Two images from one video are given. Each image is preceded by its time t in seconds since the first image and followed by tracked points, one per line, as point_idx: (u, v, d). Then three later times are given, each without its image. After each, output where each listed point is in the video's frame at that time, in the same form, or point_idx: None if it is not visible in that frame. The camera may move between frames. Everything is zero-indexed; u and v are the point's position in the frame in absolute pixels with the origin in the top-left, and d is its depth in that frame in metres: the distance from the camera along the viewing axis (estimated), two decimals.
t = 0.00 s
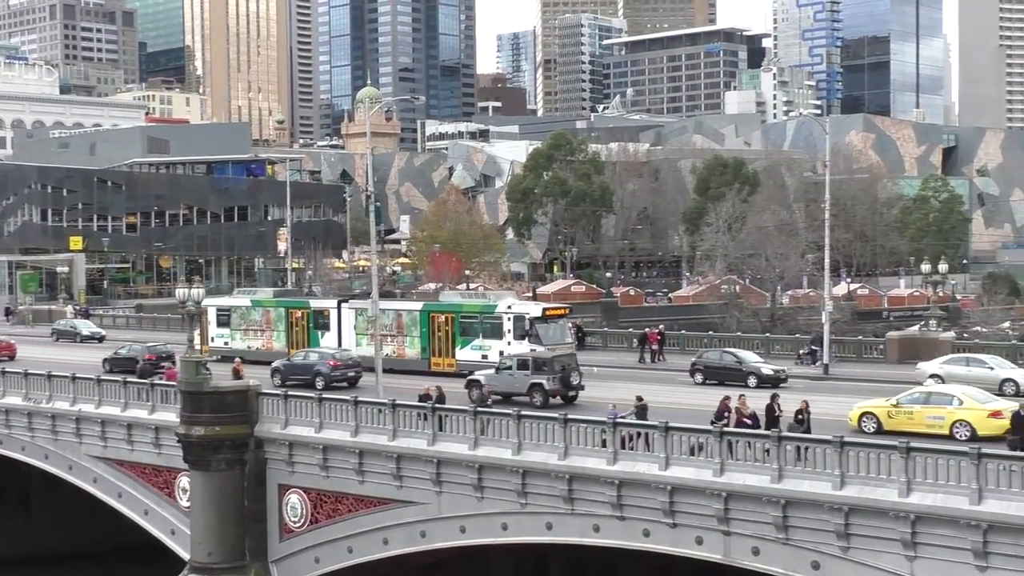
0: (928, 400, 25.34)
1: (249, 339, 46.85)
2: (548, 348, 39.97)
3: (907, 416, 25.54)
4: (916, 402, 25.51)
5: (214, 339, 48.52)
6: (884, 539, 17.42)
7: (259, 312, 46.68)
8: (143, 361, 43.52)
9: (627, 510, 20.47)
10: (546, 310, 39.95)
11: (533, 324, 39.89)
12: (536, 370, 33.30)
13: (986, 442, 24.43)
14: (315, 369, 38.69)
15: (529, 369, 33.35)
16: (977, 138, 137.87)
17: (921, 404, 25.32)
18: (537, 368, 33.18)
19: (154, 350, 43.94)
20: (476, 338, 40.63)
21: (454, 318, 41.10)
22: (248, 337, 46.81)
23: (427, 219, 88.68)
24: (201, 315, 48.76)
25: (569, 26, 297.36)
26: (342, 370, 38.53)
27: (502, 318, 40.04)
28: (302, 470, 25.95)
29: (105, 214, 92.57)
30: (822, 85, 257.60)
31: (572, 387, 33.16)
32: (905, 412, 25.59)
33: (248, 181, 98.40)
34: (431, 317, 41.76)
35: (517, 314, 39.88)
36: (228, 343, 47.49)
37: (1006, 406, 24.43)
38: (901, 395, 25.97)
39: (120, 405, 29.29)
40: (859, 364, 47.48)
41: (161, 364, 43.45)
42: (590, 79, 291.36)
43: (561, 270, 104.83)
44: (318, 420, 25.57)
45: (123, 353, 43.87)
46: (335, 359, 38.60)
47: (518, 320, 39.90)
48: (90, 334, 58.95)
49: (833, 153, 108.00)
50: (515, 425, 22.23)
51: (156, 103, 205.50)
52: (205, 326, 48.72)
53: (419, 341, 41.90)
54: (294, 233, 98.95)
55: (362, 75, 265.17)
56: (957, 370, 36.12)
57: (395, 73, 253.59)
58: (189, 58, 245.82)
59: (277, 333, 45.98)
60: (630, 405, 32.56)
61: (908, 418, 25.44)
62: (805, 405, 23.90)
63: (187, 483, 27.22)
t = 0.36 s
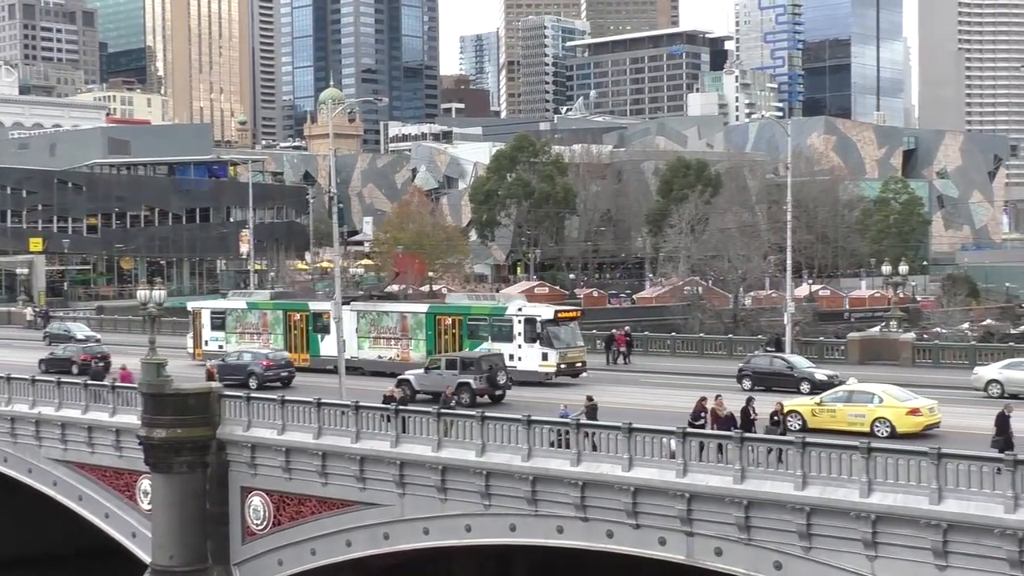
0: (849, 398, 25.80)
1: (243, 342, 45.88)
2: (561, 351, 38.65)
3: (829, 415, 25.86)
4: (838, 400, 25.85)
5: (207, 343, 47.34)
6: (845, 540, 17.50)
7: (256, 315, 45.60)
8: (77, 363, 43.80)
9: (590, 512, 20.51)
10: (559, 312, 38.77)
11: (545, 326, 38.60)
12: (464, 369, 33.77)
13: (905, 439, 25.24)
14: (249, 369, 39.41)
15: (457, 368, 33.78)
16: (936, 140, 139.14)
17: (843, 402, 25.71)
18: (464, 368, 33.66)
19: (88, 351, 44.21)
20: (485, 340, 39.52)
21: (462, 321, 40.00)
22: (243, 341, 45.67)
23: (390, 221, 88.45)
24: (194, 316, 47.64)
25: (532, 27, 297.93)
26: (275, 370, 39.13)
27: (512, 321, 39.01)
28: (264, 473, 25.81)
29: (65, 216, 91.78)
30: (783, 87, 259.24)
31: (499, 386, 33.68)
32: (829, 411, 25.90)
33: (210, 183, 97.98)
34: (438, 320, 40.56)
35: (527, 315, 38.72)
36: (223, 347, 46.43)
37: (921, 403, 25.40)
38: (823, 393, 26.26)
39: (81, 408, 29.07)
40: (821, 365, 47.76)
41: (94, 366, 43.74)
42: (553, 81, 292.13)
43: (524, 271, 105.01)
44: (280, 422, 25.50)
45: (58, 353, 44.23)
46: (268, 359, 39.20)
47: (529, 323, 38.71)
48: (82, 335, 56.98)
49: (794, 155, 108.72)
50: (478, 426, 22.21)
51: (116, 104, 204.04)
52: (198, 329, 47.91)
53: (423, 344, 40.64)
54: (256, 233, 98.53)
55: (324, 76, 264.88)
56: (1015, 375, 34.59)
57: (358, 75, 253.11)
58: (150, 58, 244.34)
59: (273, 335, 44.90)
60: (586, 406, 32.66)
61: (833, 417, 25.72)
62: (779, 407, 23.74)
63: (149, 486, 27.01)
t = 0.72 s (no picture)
0: (769, 396, 27.17)
1: (243, 346, 45.31)
2: (576, 355, 38.15)
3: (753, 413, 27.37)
4: (759, 398, 27.27)
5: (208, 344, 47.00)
6: (810, 541, 17.57)
7: (257, 317, 45.00)
8: (14, 363, 43.81)
9: (556, 513, 20.52)
10: (575, 314, 38.18)
11: (560, 330, 38.04)
12: (394, 369, 34.60)
13: (820, 435, 26.41)
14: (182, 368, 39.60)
15: (388, 368, 34.60)
16: (898, 142, 140.04)
17: (764, 399, 27.09)
18: (395, 367, 34.49)
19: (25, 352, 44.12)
20: (498, 344, 38.57)
21: (473, 323, 38.95)
22: (244, 344, 45.20)
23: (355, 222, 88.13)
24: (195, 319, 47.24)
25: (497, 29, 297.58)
26: (210, 370, 39.55)
27: (527, 323, 38.22)
28: (229, 474, 25.68)
29: (27, 217, 90.75)
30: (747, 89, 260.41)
31: (431, 385, 34.42)
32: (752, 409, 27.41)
33: (174, 184, 97.06)
34: (447, 322, 39.56)
35: (542, 318, 38.07)
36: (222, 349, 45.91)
37: (836, 400, 26.56)
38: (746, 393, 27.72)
39: (42, 410, 28.79)
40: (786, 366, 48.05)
41: (32, 366, 43.78)
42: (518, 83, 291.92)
43: (489, 273, 104.98)
44: (244, 425, 25.40)
45: None
46: (203, 359, 39.64)
47: (544, 326, 38.09)
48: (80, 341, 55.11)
49: (758, 156, 109.24)
50: (443, 427, 22.18)
51: (79, 104, 202.34)
52: (197, 332, 47.49)
53: (432, 347, 39.82)
54: (221, 235, 97.13)
55: (289, 77, 264.10)
56: None
57: (323, 75, 252.05)
58: (112, 58, 242.48)
59: (274, 339, 44.12)
60: (539, 406, 32.85)
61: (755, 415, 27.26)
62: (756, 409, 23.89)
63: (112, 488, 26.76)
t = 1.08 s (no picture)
0: (690, 394, 27.65)
1: (247, 349, 45.03)
2: (598, 358, 37.31)
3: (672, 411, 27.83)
4: (681, 396, 27.69)
5: (206, 349, 46.54)
6: (777, 542, 17.63)
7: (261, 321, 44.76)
8: None
9: (524, 513, 20.54)
10: (596, 317, 37.37)
11: (581, 333, 37.22)
12: (331, 368, 36.16)
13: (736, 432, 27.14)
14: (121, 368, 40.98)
15: (324, 368, 36.16)
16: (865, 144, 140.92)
17: (685, 396, 27.55)
18: (331, 367, 36.04)
19: None
20: (515, 347, 37.95)
21: (489, 326, 38.44)
22: (247, 347, 44.97)
23: (324, 223, 87.64)
24: (192, 321, 46.71)
25: (465, 31, 297.59)
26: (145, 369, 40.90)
27: (546, 325, 37.54)
28: (196, 476, 25.56)
29: None
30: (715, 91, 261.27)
31: (365, 384, 36.01)
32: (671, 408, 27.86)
33: (140, 185, 96.26)
34: (463, 325, 39.01)
35: (562, 321, 37.31)
36: (224, 353, 45.64)
37: (755, 398, 27.29)
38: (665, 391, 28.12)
39: (7, 413, 28.61)
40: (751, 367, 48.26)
41: None
42: (486, 85, 291.53)
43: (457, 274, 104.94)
44: (211, 426, 25.28)
45: None
46: (139, 359, 40.98)
47: (564, 329, 37.34)
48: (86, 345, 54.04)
49: (724, 159, 109.64)
50: (413, 428, 22.16)
51: (44, 104, 200.85)
52: (198, 334, 46.76)
53: (447, 350, 39.30)
54: (188, 237, 95.82)
55: (255, 78, 263.41)
56: None
57: (291, 76, 251.45)
58: (78, 58, 240.85)
59: (280, 341, 43.94)
60: (500, 407, 32.98)
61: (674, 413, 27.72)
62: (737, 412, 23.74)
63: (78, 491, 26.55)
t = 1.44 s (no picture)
0: (614, 392, 28.78)
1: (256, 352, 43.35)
2: (624, 361, 36.14)
3: (596, 408, 28.93)
4: (605, 395, 28.86)
5: (213, 352, 44.43)
6: (746, 540, 17.70)
7: (272, 322, 42.98)
8: None
9: (494, 514, 20.55)
10: (623, 319, 36.27)
11: (607, 335, 36.06)
12: (269, 368, 36.55)
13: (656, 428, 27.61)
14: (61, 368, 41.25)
15: (263, 368, 36.58)
16: (833, 145, 141.70)
17: (609, 395, 28.71)
18: (270, 366, 36.43)
19: None
20: (539, 350, 36.73)
21: (511, 328, 37.29)
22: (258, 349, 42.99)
23: (295, 224, 87.24)
24: (200, 322, 44.55)
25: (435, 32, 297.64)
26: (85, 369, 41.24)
27: (571, 328, 36.44)
28: (165, 478, 25.43)
29: None
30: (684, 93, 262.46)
31: (304, 383, 36.14)
32: (595, 405, 28.94)
33: (110, 186, 94.87)
34: (483, 327, 37.89)
35: (588, 323, 36.21)
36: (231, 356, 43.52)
37: (676, 396, 27.70)
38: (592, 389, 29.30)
39: None
40: (719, 367, 48.41)
41: None
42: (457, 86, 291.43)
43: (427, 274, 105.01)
44: (181, 427, 25.18)
45: None
46: (80, 358, 41.29)
47: (590, 332, 36.22)
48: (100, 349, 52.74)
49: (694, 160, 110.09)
50: (383, 430, 22.12)
51: (11, 104, 199.57)
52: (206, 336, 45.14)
53: (467, 353, 38.12)
54: (158, 237, 94.35)
55: (225, 78, 262.87)
56: None
57: (260, 76, 250.92)
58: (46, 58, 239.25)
59: (291, 343, 42.32)
60: (464, 409, 32.99)
61: (598, 409, 28.77)
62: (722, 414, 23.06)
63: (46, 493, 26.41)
